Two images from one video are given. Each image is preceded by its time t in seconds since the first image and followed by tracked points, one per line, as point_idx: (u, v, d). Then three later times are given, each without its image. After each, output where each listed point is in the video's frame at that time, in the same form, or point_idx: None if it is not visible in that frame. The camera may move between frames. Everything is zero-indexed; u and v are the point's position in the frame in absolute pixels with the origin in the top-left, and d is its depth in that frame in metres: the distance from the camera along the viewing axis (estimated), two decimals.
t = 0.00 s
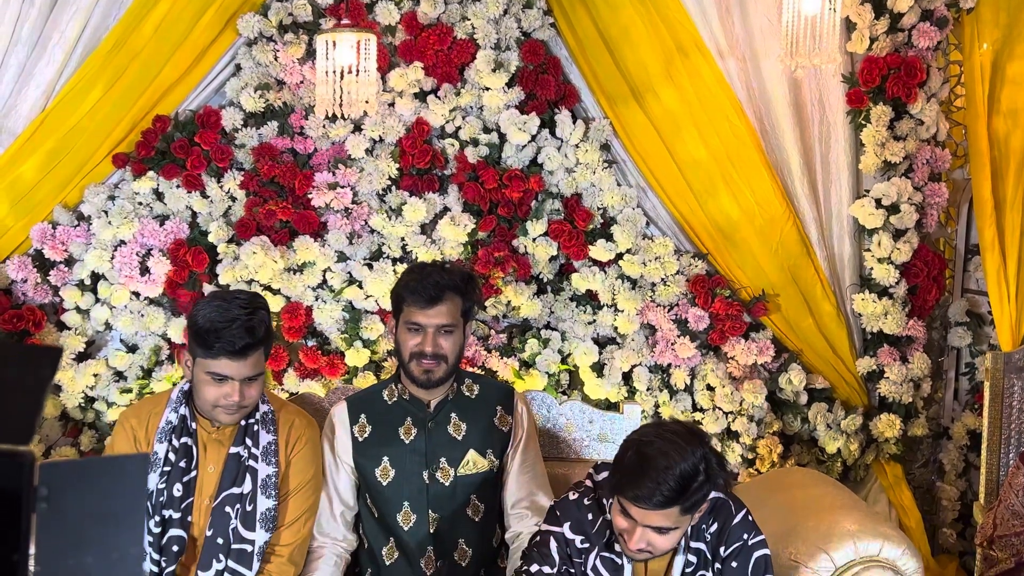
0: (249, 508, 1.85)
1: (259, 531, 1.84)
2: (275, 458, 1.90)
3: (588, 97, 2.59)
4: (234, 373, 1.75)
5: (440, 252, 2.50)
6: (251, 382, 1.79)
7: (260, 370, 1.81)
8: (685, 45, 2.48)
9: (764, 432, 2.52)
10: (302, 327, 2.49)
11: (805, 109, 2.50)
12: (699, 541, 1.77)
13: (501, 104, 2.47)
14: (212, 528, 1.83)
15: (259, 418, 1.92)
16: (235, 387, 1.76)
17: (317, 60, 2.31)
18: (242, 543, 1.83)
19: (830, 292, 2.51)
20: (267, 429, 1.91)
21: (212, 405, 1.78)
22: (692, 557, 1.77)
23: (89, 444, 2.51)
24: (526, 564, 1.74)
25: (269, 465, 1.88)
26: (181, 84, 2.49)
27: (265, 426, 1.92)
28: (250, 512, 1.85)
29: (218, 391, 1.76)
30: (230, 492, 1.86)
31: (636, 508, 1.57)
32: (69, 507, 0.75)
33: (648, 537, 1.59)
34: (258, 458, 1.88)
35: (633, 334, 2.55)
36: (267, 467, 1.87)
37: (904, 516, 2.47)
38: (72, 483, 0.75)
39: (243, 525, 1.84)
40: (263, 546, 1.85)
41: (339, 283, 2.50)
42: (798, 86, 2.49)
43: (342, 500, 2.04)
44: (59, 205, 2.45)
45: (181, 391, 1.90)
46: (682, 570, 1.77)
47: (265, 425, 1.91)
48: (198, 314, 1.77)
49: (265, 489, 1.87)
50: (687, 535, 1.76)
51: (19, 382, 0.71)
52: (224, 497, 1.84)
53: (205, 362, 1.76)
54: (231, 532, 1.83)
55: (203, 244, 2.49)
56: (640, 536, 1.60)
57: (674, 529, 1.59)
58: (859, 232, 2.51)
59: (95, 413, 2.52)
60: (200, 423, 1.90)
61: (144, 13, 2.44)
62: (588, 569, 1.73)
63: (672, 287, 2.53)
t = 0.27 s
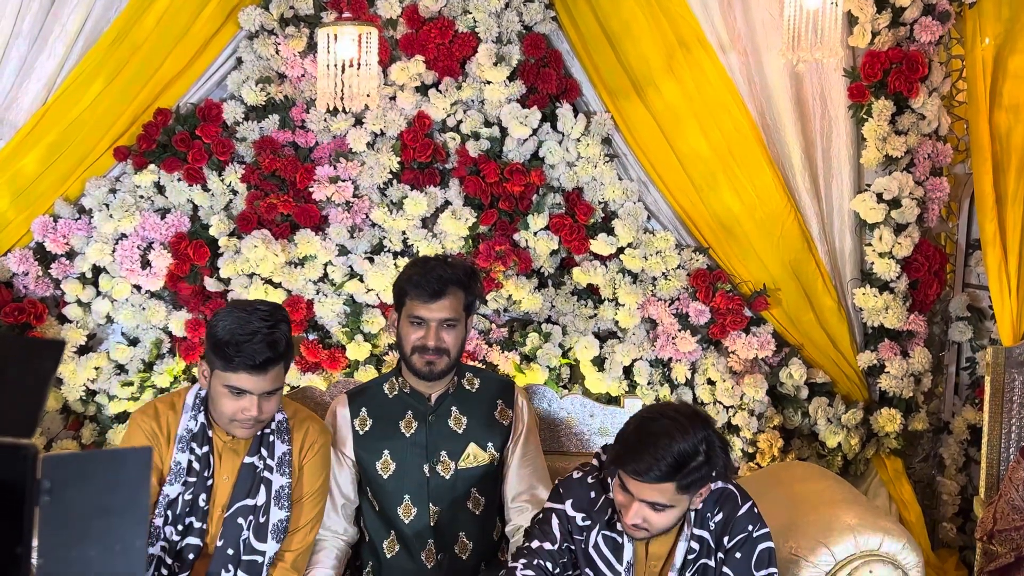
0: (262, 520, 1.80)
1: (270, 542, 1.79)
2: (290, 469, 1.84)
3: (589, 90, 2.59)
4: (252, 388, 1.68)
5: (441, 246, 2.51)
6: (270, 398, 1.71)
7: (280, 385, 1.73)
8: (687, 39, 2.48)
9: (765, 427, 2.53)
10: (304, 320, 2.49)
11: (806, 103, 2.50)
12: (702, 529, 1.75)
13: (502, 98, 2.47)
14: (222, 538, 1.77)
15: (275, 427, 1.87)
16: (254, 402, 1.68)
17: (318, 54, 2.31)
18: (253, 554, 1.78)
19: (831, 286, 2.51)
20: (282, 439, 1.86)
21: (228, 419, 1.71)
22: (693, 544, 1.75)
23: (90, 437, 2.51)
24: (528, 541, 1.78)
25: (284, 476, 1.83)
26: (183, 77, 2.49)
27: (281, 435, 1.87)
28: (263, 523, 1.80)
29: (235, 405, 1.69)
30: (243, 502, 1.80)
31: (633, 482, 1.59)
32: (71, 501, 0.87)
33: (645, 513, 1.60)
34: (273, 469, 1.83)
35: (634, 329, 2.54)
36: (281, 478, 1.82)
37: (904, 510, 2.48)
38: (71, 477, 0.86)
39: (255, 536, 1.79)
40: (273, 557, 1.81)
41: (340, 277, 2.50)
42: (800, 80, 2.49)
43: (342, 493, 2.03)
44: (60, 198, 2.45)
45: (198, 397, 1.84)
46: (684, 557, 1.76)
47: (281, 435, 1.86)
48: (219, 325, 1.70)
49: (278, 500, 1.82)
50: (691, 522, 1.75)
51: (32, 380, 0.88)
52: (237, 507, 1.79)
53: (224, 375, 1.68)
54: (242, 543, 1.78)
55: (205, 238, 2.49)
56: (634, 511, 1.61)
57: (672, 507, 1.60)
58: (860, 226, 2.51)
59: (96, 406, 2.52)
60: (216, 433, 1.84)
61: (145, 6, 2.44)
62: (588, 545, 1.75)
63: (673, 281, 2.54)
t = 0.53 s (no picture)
0: (284, 535, 1.80)
1: (288, 555, 1.82)
2: (310, 483, 1.84)
3: (592, 85, 2.58)
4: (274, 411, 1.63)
5: (443, 240, 2.51)
6: (293, 420, 1.67)
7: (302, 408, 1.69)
8: (689, 34, 2.48)
9: (765, 421, 2.53)
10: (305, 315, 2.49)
11: (808, 98, 2.50)
12: (706, 509, 1.81)
13: (504, 92, 2.47)
14: (246, 556, 1.77)
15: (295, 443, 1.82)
16: (276, 424, 1.63)
17: (320, 47, 2.30)
18: (272, 566, 1.80)
19: (832, 281, 2.51)
20: (304, 453, 1.83)
21: (251, 441, 1.67)
22: (696, 522, 1.80)
23: (92, 430, 2.52)
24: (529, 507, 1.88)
25: (305, 491, 1.82)
26: (185, 71, 2.49)
27: (302, 450, 1.83)
28: (285, 537, 1.80)
29: (258, 429, 1.64)
30: (267, 521, 1.78)
31: (632, 435, 1.70)
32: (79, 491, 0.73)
33: (640, 469, 1.69)
34: (297, 484, 1.81)
35: (635, 323, 2.55)
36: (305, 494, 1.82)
37: (905, 506, 2.47)
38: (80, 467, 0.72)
39: (276, 551, 1.80)
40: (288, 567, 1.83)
41: (342, 271, 2.50)
42: (802, 75, 2.49)
43: (346, 487, 2.02)
44: (62, 192, 2.45)
45: (222, 416, 1.73)
46: (686, 535, 1.81)
47: (302, 450, 1.82)
48: (241, 345, 1.66)
49: (300, 515, 1.82)
50: (696, 500, 1.81)
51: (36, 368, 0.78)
52: (263, 526, 1.77)
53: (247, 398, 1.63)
54: (265, 558, 1.79)
55: (206, 232, 2.49)
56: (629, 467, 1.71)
57: (668, 465, 1.68)
58: (862, 221, 2.51)
59: (98, 400, 2.52)
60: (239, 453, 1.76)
61: None
62: (588, 509, 1.83)
63: (675, 276, 2.53)
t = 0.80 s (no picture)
0: (304, 545, 1.73)
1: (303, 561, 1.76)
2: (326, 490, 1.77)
3: (594, 79, 2.58)
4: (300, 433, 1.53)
5: (445, 235, 2.51)
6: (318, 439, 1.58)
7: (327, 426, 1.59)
8: (692, 28, 2.47)
9: (767, 417, 2.53)
10: (307, 308, 2.49)
11: (811, 93, 2.50)
12: (708, 485, 1.83)
13: (506, 87, 2.47)
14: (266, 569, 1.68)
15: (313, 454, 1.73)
16: (302, 446, 1.54)
17: (322, 41, 2.30)
18: None
19: (835, 277, 2.51)
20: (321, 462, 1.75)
21: (277, 465, 1.57)
22: (697, 497, 1.82)
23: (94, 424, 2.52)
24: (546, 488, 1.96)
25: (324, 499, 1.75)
26: (187, 65, 2.49)
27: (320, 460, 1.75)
28: (303, 547, 1.74)
29: (284, 452, 1.54)
30: (288, 534, 1.69)
31: (631, 389, 1.82)
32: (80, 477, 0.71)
33: (636, 423, 1.80)
34: (317, 494, 1.73)
35: (637, 318, 2.56)
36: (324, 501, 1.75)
37: (906, 501, 2.47)
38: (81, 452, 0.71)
39: (293, 560, 1.73)
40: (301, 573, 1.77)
41: (343, 265, 2.50)
42: (804, 70, 2.49)
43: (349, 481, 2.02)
44: (64, 186, 2.46)
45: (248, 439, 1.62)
46: (686, 509, 1.82)
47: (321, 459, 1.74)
48: (261, 366, 1.56)
49: (318, 523, 1.75)
50: (698, 475, 1.84)
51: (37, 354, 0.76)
52: (285, 539, 1.69)
53: (274, 421, 1.53)
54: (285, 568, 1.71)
55: (208, 226, 2.49)
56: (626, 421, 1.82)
57: (661, 419, 1.78)
58: (864, 217, 2.51)
59: (100, 393, 2.52)
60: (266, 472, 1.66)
61: None
62: (593, 473, 1.91)
63: (677, 271, 2.54)
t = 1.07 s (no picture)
0: (315, 551, 1.74)
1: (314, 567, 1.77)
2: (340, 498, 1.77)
3: (596, 77, 2.58)
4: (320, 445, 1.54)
5: (447, 232, 2.51)
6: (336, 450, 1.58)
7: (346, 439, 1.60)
8: (694, 26, 2.47)
9: (769, 414, 2.52)
10: (309, 306, 2.50)
11: (813, 91, 2.49)
12: (710, 468, 1.84)
13: (508, 84, 2.47)
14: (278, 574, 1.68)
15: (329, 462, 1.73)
16: (321, 459, 1.54)
17: (324, 39, 2.30)
18: None
19: (837, 275, 2.51)
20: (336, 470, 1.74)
21: (295, 477, 1.57)
22: (699, 478, 1.83)
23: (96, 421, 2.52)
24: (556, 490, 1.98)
25: (338, 508, 1.76)
26: (189, 62, 2.49)
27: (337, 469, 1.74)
28: (315, 553, 1.74)
29: (303, 465, 1.54)
30: (302, 541, 1.70)
31: (628, 365, 1.86)
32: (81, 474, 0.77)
33: (633, 399, 1.83)
34: (331, 501, 1.73)
35: (639, 316, 2.56)
36: (338, 509, 1.75)
37: (908, 499, 2.47)
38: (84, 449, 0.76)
39: (305, 566, 1.73)
40: None
41: (346, 263, 2.49)
42: (807, 68, 2.49)
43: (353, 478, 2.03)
44: (66, 183, 2.46)
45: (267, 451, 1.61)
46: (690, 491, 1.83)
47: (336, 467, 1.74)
48: (281, 379, 1.56)
49: (330, 530, 1.75)
50: (699, 457, 1.85)
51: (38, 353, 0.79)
52: (297, 547, 1.69)
53: (295, 435, 1.53)
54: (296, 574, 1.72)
55: (211, 223, 2.49)
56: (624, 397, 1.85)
57: (657, 393, 1.81)
58: (867, 214, 2.50)
59: (102, 390, 2.52)
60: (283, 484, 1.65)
61: None
62: (600, 462, 1.94)
63: (679, 269, 2.54)
